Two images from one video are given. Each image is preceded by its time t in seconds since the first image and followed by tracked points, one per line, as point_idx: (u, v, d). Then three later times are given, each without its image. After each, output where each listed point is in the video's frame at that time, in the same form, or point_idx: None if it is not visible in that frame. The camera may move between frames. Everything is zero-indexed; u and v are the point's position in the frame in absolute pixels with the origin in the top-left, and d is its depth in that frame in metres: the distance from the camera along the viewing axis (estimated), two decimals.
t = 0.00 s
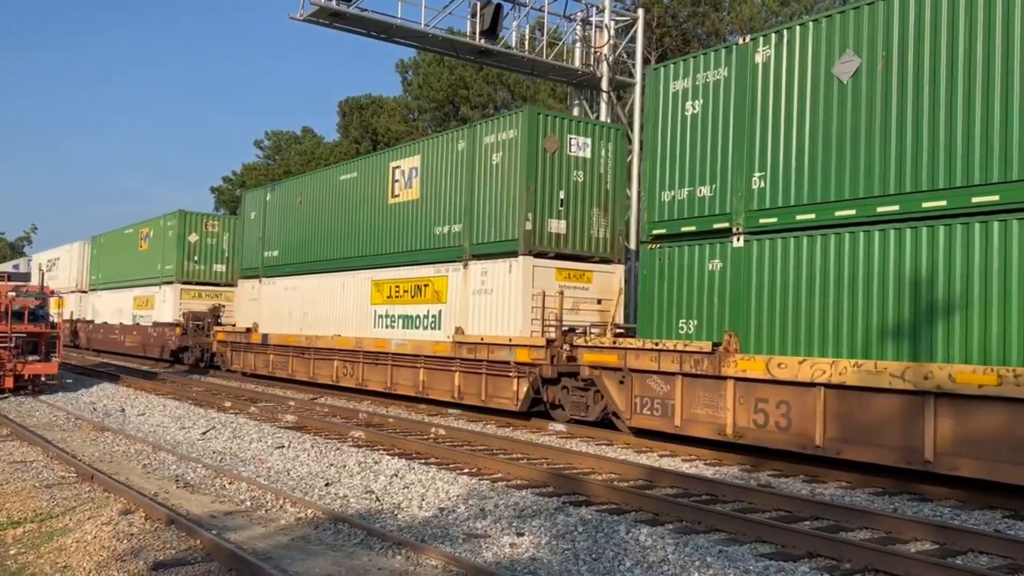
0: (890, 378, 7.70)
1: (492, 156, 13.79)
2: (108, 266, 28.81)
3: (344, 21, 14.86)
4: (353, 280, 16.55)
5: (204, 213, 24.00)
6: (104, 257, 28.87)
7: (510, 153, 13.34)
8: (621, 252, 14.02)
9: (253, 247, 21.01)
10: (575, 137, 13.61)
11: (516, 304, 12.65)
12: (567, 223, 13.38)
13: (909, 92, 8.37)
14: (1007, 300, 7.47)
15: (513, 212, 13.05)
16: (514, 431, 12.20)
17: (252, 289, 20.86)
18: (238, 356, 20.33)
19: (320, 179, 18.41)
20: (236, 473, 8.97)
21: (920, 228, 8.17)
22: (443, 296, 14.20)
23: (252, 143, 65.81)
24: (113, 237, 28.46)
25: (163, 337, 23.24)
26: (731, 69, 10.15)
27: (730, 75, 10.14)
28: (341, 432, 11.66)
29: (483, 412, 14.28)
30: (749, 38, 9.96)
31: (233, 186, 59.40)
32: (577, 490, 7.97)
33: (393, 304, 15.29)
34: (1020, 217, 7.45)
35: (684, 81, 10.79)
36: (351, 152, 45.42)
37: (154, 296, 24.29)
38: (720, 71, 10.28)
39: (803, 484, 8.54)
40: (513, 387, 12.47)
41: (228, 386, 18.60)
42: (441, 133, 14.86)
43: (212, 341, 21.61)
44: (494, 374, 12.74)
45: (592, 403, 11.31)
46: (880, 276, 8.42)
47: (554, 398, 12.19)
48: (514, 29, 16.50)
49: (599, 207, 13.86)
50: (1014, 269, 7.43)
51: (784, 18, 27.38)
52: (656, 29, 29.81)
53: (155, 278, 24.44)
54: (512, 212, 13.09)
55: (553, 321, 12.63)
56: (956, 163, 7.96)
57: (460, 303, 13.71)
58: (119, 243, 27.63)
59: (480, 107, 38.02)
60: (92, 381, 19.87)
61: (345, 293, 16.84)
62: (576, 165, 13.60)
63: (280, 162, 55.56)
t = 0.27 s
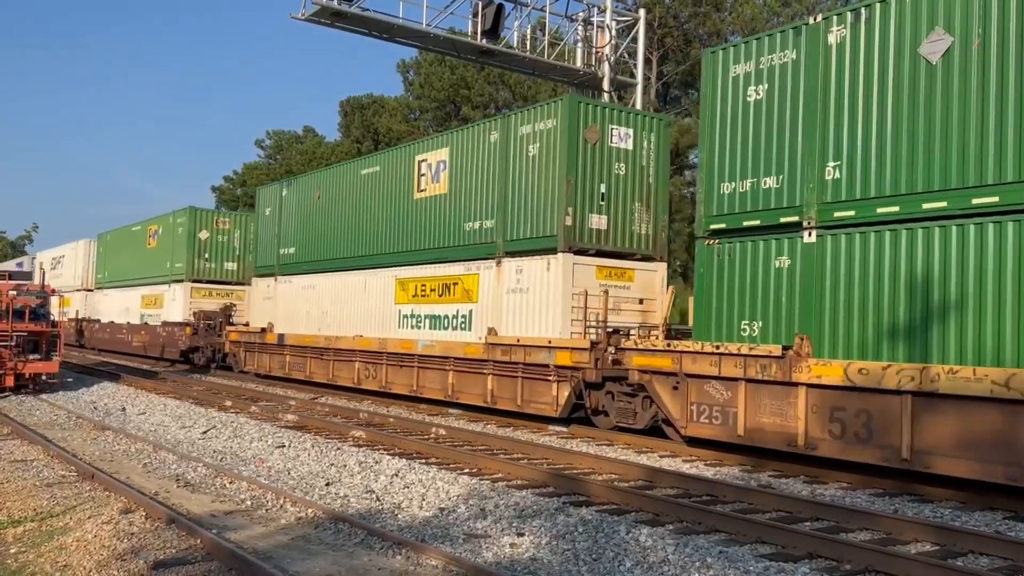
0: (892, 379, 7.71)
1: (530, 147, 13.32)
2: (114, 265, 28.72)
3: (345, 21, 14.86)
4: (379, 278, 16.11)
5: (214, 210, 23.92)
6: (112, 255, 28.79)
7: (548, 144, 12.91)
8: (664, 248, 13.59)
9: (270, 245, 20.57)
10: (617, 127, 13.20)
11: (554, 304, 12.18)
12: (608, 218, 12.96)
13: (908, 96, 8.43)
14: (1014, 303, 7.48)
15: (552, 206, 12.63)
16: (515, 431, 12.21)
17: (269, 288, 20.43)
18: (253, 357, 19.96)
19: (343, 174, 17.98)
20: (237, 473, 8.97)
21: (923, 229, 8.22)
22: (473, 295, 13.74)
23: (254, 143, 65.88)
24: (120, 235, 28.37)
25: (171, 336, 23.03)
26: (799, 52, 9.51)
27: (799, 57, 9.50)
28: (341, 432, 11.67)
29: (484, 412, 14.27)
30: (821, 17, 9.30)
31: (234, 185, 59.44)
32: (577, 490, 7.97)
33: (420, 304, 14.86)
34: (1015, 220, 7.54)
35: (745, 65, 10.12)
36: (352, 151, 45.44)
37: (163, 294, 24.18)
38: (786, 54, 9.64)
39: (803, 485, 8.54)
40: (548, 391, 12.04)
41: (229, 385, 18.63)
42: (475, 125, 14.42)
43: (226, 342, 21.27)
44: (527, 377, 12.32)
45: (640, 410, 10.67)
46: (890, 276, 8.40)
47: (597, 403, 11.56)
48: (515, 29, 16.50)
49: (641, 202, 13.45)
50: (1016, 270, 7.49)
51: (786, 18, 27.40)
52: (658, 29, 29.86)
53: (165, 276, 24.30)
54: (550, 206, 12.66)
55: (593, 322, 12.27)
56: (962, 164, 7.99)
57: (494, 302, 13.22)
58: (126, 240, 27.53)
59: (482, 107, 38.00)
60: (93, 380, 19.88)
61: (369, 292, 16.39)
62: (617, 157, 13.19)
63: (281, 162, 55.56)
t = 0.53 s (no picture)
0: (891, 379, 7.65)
1: (570, 137, 12.69)
2: (121, 263, 28.54)
3: (347, 20, 14.85)
4: (405, 276, 15.55)
5: (225, 206, 23.72)
6: (120, 253, 28.59)
7: (591, 134, 12.28)
8: (712, 244, 13.07)
9: (288, 243, 20.00)
10: (664, 116, 12.58)
11: (596, 303, 11.63)
12: (654, 212, 12.40)
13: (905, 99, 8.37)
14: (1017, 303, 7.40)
15: (596, 200, 12.02)
16: (516, 431, 12.21)
17: (286, 286, 19.93)
18: (271, 358, 19.45)
19: (366, 168, 17.38)
20: (237, 471, 8.98)
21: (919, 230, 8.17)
22: (507, 294, 13.19)
23: (255, 142, 65.81)
24: (128, 233, 28.21)
25: (180, 335, 22.78)
26: (880, 31, 8.69)
27: (880, 37, 8.68)
28: (342, 431, 11.68)
29: (485, 412, 14.28)
30: None
31: (235, 184, 59.47)
32: (578, 490, 7.98)
33: (448, 303, 14.30)
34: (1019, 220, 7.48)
35: (815, 46, 9.33)
36: (354, 151, 45.42)
37: (172, 293, 23.97)
38: (865, 33, 8.82)
39: (804, 485, 8.54)
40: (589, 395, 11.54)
41: (230, 384, 18.64)
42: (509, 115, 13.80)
43: (242, 342, 20.74)
44: (567, 381, 11.80)
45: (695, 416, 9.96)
46: (883, 276, 8.38)
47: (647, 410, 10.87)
48: (517, 28, 16.50)
49: (689, 196, 12.89)
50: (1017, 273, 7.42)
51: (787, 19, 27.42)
52: (659, 28, 29.88)
53: (175, 274, 24.05)
54: (593, 200, 12.06)
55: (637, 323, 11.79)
56: (962, 169, 7.94)
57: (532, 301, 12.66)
58: (135, 238, 27.33)
59: (483, 106, 37.99)
60: (94, 379, 19.89)
61: (394, 290, 15.83)
62: (664, 147, 12.59)
63: (282, 161, 55.56)
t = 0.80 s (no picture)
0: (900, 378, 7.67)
1: (614, 126, 11.90)
2: (128, 260, 28.37)
3: (348, 19, 14.85)
4: (430, 274, 14.77)
5: (236, 202, 23.47)
6: (127, 250, 28.36)
7: (638, 123, 11.50)
8: (766, 241, 12.21)
9: (302, 239, 19.30)
10: (717, 103, 11.73)
11: (644, 303, 10.88)
12: (706, 206, 11.57)
13: (916, 95, 8.32)
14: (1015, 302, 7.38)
15: (643, 193, 11.25)
16: (516, 430, 12.21)
17: (299, 285, 19.19)
18: (286, 359, 18.83)
19: (386, 160, 16.63)
20: (238, 470, 8.98)
21: (922, 229, 8.14)
22: (545, 292, 12.43)
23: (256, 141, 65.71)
24: (135, 230, 28.01)
25: (191, 335, 22.54)
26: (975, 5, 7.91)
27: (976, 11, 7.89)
28: (342, 430, 11.68)
29: (486, 411, 14.27)
30: None
31: (236, 184, 59.46)
32: (578, 489, 7.98)
33: (478, 303, 13.54)
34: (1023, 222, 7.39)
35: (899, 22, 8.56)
36: (355, 150, 45.36)
37: (181, 291, 23.76)
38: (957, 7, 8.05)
39: (805, 485, 8.54)
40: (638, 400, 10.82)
41: (230, 383, 18.65)
42: (547, 104, 13.02)
43: (255, 342, 20.06)
44: (613, 385, 11.12)
45: (760, 424, 9.25)
46: (879, 265, 8.47)
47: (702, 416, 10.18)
48: (518, 28, 16.49)
49: (743, 188, 12.04)
50: (1016, 272, 7.38)
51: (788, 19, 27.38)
52: (660, 28, 29.84)
53: (185, 272, 23.77)
54: (641, 193, 11.29)
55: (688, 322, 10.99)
56: (967, 165, 7.86)
57: (571, 300, 11.94)
58: (143, 235, 27.11)
59: (484, 105, 37.93)
60: (95, 378, 19.89)
61: (418, 289, 15.06)
62: (717, 136, 11.76)
63: (283, 160, 55.54)
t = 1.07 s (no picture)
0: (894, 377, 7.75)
1: (665, 113, 11.37)
2: (136, 258, 28.11)
3: (350, 18, 14.85)
4: (463, 271, 14.27)
5: (249, 198, 23.19)
6: (135, 248, 28.19)
7: (691, 109, 10.98)
8: (825, 236, 11.63)
9: (322, 235, 18.83)
10: (777, 89, 11.18)
11: (698, 302, 10.32)
12: (766, 198, 11.03)
13: (970, 87, 8.45)
14: None
15: (700, 184, 10.71)
16: (518, 429, 12.20)
17: (320, 284, 18.71)
18: (302, 359, 18.22)
19: (412, 153, 16.15)
20: (239, 469, 8.98)
21: (991, 224, 8.15)
22: (587, 291, 11.93)
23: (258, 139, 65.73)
24: (143, 227, 27.76)
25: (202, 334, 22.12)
26: None
27: None
28: (344, 429, 11.68)
29: (487, 410, 14.28)
30: None
31: (237, 182, 59.52)
32: (579, 488, 7.98)
33: (513, 302, 13.06)
34: None
35: None
36: (356, 149, 45.38)
37: (191, 289, 23.47)
38: None
39: (806, 485, 8.54)
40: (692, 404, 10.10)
41: (232, 382, 18.66)
42: (588, 91, 12.48)
43: (268, 342, 19.39)
44: (664, 390, 10.40)
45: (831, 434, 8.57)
46: (974, 260, 8.21)
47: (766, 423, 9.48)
48: (519, 27, 16.48)
49: (802, 179, 11.50)
50: None
51: (790, 18, 27.39)
52: (661, 28, 29.88)
53: (196, 270, 23.46)
54: (697, 184, 10.75)
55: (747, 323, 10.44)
56: None
57: (616, 299, 11.43)
58: (152, 233, 26.82)
59: (485, 104, 37.96)
60: (96, 376, 19.90)
61: (449, 287, 14.57)
62: (777, 124, 11.21)
63: (284, 159, 55.51)
